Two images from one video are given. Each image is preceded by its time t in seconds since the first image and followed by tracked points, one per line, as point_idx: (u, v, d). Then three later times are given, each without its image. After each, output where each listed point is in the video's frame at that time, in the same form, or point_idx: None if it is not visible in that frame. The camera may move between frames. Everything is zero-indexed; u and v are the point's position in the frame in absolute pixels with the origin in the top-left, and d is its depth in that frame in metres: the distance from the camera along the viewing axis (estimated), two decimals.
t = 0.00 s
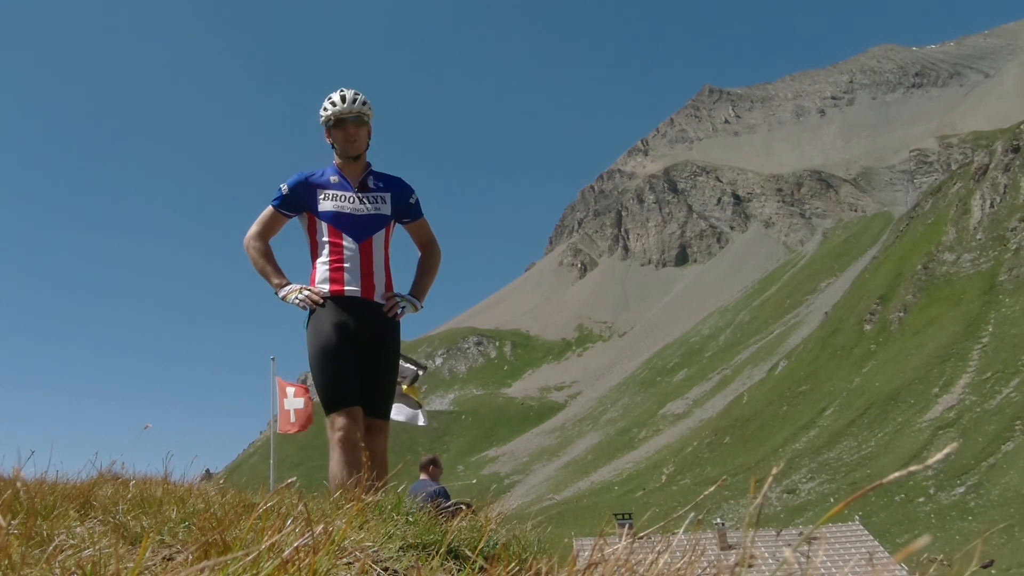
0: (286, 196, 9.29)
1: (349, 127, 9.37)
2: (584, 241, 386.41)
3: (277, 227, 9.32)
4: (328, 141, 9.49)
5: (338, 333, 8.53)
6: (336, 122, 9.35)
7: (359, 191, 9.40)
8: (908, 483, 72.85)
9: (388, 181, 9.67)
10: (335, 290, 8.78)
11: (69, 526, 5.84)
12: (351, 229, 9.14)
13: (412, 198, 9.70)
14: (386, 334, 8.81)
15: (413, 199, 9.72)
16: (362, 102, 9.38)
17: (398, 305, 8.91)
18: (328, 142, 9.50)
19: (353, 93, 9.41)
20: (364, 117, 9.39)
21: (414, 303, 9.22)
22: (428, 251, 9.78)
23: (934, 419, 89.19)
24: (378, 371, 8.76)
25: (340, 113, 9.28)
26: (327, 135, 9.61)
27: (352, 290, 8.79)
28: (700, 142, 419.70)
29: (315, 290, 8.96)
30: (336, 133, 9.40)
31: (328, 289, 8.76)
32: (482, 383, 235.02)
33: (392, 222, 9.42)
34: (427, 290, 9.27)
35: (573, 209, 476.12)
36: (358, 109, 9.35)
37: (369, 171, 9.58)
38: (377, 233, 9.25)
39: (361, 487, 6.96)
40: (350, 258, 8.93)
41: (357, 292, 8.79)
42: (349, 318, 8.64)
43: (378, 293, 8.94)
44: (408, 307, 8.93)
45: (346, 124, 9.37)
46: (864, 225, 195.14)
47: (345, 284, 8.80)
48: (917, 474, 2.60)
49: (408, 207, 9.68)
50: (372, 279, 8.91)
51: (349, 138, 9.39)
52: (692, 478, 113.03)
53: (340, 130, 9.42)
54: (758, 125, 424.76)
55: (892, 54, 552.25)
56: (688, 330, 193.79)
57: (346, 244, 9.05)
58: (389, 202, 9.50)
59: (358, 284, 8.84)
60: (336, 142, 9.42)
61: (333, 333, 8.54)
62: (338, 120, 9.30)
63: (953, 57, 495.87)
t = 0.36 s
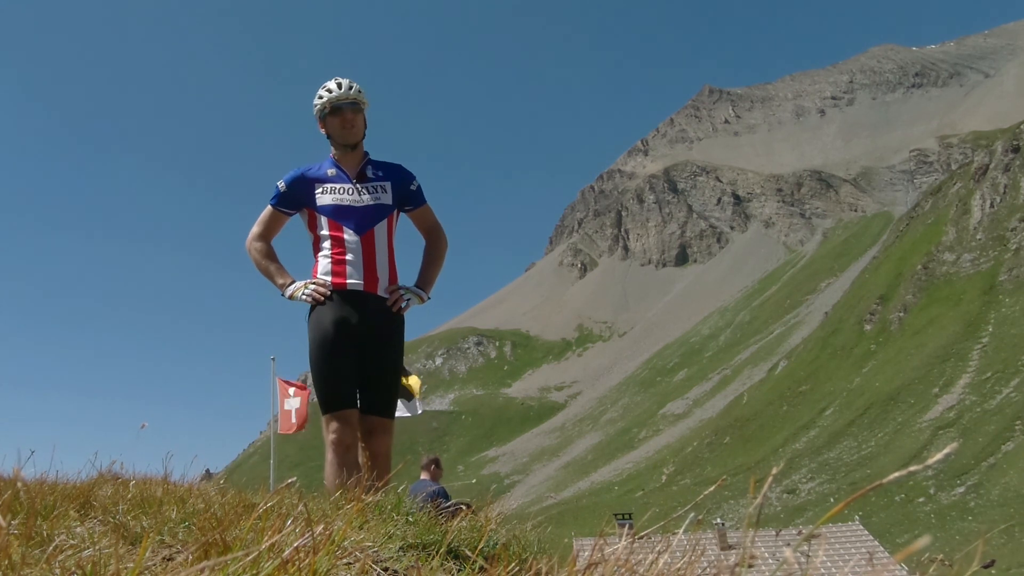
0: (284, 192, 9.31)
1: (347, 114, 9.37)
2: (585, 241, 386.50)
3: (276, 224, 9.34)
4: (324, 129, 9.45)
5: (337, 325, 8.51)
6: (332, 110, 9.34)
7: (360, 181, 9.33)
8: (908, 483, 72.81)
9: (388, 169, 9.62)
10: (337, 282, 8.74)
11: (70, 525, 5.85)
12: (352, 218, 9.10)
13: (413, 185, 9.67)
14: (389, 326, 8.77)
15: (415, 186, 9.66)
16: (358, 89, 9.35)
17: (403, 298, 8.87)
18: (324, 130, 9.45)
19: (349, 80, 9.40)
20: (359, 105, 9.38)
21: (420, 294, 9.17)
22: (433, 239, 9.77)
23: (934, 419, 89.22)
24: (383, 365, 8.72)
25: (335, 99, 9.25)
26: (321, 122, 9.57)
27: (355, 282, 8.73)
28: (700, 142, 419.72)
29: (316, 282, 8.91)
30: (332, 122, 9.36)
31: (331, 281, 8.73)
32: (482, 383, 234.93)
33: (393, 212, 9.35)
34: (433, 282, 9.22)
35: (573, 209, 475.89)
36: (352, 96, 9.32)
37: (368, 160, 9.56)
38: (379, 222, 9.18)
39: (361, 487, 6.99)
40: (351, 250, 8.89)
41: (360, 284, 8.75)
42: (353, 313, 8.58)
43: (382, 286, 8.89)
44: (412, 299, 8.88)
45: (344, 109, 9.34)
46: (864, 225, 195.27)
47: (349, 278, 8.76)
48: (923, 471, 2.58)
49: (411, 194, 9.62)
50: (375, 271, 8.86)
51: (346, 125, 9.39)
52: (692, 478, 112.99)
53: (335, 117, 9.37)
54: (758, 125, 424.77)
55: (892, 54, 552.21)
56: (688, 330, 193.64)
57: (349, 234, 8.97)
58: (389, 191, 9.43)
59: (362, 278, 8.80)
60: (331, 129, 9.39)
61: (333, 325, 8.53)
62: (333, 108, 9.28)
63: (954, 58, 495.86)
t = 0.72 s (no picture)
0: (281, 190, 9.26)
1: (341, 106, 9.26)
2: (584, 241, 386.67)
3: (275, 222, 9.31)
4: (320, 122, 9.38)
5: (339, 321, 8.50)
6: (325, 101, 9.20)
7: (354, 175, 9.25)
8: (908, 483, 72.82)
9: (385, 159, 9.50)
10: (339, 277, 8.70)
11: (71, 525, 5.85)
12: (351, 214, 9.01)
13: (410, 173, 9.56)
14: (394, 321, 8.71)
15: (412, 174, 9.56)
16: (350, 82, 9.27)
17: (407, 289, 8.86)
18: (317, 122, 9.36)
19: (342, 72, 9.30)
20: (353, 96, 9.29)
21: (424, 284, 9.13)
22: (434, 227, 9.73)
23: (934, 419, 89.30)
24: (391, 361, 8.68)
25: (327, 92, 9.14)
26: (313, 114, 9.45)
27: (357, 277, 8.70)
28: (700, 142, 419.16)
29: (317, 277, 8.86)
30: (328, 113, 9.27)
31: (332, 276, 8.71)
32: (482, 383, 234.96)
33: (391, 204, 9.26)
34: (437, 272, 9.18)
35: (573, 209, 475.90)
36: (345, 87, 9.22)
37: (363, 151, 9.44)
38: (378, 215, 9.08)
39: (361, 487, 6.96)
40: (352, 245, 8.84)
41: (364, 279, 8.68)
42: (357, 309, 8.54)
43: (384, 279, 8.82)
44: (417, 291, 8.84)
45: (338, 101, 9.24)
46: (864, 225, 195.31)
47: (351, 272, 8.70)
48: (918, 474, 2.59)
49: (407, 183, 9.52)
50: (378, 265, 8.79)
51: (340, 116, 9.28)
52: (692, 478, 113.24)
53: (329, 109, 9.26)
54: (758, 125, 424.63)
55: (892, 54, 552.05)
56: (688, 330, 193.72)
57: (349, 229, 8.90)
58: (386, 181, 9.34)
59: (363, 272, 8.74)
60: (325, 122, 9.27)
61: (336, 322, 8.51)
62: (327, 100, 9.18)
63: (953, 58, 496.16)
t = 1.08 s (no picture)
0: (283, 185, 9.29)
1: (344, 101, 9.17)
2: (584, 241, 386.60)
3: (276, 220, 9.34)
4: (324, 120, 9.32)
5: (340, 320, 8.50)
6: (329, 97, 9.11)
7: (356, 173, 9.19)
8: (908, 484, 72.79)
9: (388, 155, 9.41)
10: (339, 276, 8.69)
11: (71, 525, 5.86)
12: (350, 209, 9.00)
13: (413, 170, 9.45)
14: (393, 320, 8.61)
15: (415, 171, 9.44)
16: (355, 76, 9.19)
17: (408, 289, 8.74)
18: (322, 119, 9.31)
19: (347, 66, 9.20)
20: (358, 93, 9.20)
21: (426, 284, 9.07)
22: (437, 224, 9.62)
23: (934, 419, 89.25)
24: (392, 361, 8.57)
25: (331, 88, 9.07)
26: (316, 111, 9.37)
27: (356, 276, 8.64)
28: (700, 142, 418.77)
29: (318, 278, 8.82)
30: (331, 111, 9.21)
31: (331, 276, 8.70)
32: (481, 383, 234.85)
33: (393, 201, 9.19)
34: (439, 272, 9.13)
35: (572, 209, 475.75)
36: (349, 83, 9.13)
37: (365, 148, 9.35)
38: (379, 214, 9.03)
39: (360, 488, 6.97)
40: (350, 245, 8.80)
41: (361, 277, 8.65)
42: (359, 304, 8.52)
43: (385, 278, 8.77)
44: (418, 290, 8.75)
45: (341, 97, 9.14)
46: (864, 225, 195.14)
47: (351, 272, 8.67)
48: (917, 470, 2.58)
49: (410, 180, 9.41)
50: (376, 260, 8.74)
51: (343, 111, 9.18)
52: (692, 478, 113.11)
53: (333, 104, 9.16)
54: (758, 125, 424.53)
55: (891, 54, 551.95)
56: (688, 330, 193.64)
57: (349, 228, 8.88)
58: (389, 178, 9.23)
59: (364, 271, 8.69)
60: (328, 117, 9.18)
61: (337, 319, 8.53)
62: (331, 96, 9.07)
63: (953, 58, 496.09)
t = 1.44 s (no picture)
0: (290, 180, 9.31)
1: (353, 100, 9.20)
2: (584, 241, 386.56)
3: (282, 215, 9.36)
4: (333, 116, 9.33)
5: (338, 319, 8.49)
6: (339, 93, 9.15)
7: (362, 170, 9.15)
8: (908, 484, 72.81)
9: (395, 154, 9.35)
10: (336, 275, 8.68)
11: (70, 525, 5.87)
12: (352, 205, 8.97)
13: (422, 169, 9.36)
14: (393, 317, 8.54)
15: (423, 171, 9.37)
16: (368, 73, 9.21)
17: (407, 286, 8.65)
18: (332, 115, 9.34)
19: (359, 63, 9.22)
20: (370, 90, 9.22)
21: (427, 282, 8.97)
22: (444, 223, 9.48)
23: (934, 419, 89.32)
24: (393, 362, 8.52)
25: (341, 84, 9.09)
26: (327, 107, 9.40)
27: (354, 273, 8.63)
28: (700, 141, 418.65)
29: (319, 277, 8.79)
30: (340, 108, 9.23)
31: (330, 273, 8.69)
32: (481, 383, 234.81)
33: (399, 199, 9.13)
34: (441, 271, 9.04)
35: (572, 209, 475.77)
36: (361, 81, 9.16)
37: (373, 146, 9.33)
38: (384, 211, 8.97)
39: (360, 488, 6.97)
40: (350, 243, 8.77)
41: (358, 274, 8.62)
42: (357, 301, 8.51)
43: (385, 274, 8.70)
44: (417, 287, 8.67)
45: (350, 95, 9.18)
46: (864, 225, 195.31)
47: (349, 268, 8.66)
48: (919, 472, 2.58)
49: (418, 179, 9.31)
50: (375, 256, 8.71)
51: (352, 111, 9.23)
52: (692, 478, 113.03)
53: (342, 103, 9.21)
54: (757, 125, 424.59)
55: (891, 54, 551.86)
56: (689, 330, 193.80)
57: (350, 226, 8.85)
58: (394, 178, 9.19)
59: (363, 266, 8.67)
60: (338, 115, 9.25)
61: (335, 317, 8.51)
62: (341, 93, 9.11)
63: (953, 58, 496.19)
